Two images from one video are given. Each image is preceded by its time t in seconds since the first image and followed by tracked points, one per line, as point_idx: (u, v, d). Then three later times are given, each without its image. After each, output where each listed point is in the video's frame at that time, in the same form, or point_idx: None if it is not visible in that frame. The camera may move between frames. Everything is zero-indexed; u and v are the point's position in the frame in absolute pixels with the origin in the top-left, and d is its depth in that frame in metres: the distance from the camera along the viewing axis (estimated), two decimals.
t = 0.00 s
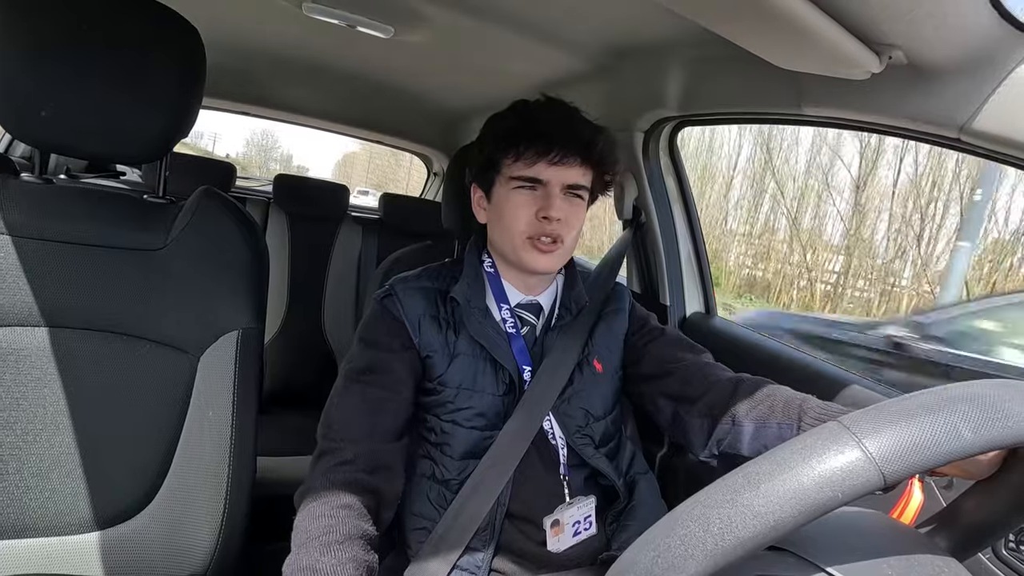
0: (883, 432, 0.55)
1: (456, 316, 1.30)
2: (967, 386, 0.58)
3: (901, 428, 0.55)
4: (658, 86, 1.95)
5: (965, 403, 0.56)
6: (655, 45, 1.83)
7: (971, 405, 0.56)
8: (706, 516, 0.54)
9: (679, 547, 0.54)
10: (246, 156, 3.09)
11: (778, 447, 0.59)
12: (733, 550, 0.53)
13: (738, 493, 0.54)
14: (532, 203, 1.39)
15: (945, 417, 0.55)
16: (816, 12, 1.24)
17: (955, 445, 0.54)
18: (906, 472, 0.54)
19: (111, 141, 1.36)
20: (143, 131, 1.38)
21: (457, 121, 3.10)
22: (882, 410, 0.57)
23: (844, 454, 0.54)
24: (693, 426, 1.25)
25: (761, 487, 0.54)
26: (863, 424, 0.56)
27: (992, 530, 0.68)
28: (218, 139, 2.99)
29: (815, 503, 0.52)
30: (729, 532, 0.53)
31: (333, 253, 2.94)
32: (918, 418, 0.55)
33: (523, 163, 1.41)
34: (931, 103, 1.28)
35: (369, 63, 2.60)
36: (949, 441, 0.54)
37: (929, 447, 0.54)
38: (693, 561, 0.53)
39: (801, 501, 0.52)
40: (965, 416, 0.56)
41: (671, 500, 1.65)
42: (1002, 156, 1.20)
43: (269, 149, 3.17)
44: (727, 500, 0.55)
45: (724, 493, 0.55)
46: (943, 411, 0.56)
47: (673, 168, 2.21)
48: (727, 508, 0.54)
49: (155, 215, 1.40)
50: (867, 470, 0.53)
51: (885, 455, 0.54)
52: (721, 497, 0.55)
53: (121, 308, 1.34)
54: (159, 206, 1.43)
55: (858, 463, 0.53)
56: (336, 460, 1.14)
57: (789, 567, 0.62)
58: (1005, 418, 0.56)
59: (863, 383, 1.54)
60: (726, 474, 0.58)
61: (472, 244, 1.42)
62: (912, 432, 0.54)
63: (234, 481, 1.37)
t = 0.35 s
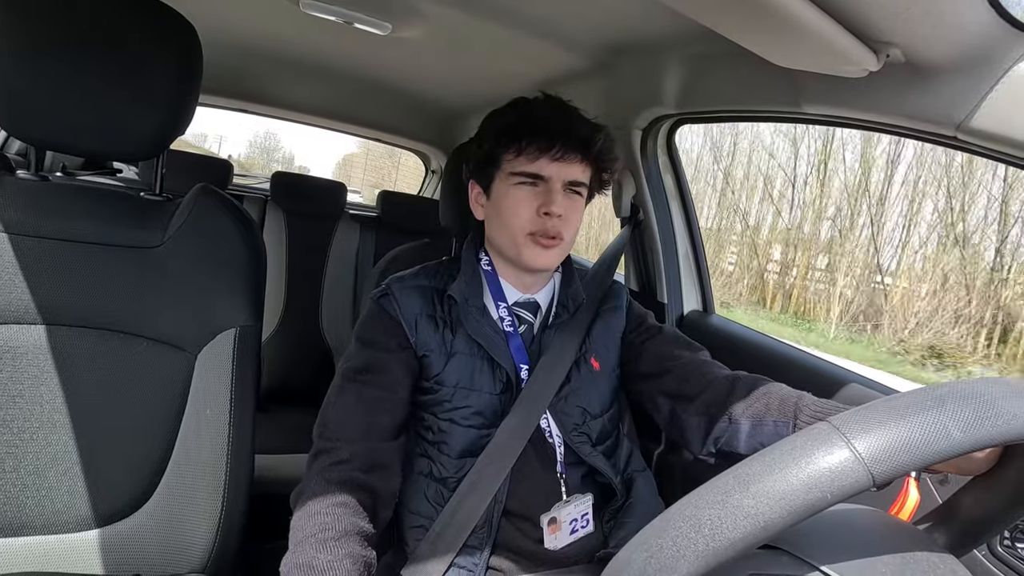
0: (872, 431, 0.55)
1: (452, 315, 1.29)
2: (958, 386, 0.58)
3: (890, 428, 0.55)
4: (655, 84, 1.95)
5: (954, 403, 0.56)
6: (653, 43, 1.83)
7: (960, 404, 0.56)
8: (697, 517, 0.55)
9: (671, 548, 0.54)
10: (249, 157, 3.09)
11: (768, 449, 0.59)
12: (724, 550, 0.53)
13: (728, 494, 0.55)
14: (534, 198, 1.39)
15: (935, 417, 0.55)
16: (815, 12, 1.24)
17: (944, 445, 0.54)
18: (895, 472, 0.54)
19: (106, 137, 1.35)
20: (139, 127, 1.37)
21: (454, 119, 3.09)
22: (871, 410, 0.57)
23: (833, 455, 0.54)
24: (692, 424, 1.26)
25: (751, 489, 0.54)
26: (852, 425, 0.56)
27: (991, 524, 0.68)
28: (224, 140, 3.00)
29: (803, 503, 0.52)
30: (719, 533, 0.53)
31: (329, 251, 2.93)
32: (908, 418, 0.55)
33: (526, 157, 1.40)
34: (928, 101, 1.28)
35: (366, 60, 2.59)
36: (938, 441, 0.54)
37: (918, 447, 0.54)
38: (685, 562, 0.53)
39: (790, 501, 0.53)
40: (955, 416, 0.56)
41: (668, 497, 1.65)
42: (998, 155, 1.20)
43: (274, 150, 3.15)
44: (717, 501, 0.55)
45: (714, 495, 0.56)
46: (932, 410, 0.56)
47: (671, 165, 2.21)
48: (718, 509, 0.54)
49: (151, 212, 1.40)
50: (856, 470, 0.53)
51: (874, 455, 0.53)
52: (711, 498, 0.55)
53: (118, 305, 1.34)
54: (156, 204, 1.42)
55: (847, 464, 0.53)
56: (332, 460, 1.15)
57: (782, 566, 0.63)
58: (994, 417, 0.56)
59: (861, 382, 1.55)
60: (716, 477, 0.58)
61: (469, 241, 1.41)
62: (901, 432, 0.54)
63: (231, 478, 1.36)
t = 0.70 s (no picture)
0: (859, 434, 0.54)
1: (453, 317, 1.29)
2: (948, 386, 0.58)
3: (877, 429, 0.54)
4: (654, 83, 1.95)
5: (944, 402, 0.56)
6: (651, 42, 1.83)
7: (949, 405, 0.56)
8: (687, 521, 0.56)
9: (661, 553, 0.56)
10: (252, 158, 3.10)
11: (758, 453, 0.59)
12: (713, 554, 0.54)
13: (717, 499, 0.56)
14: (526, 200, 1.39)
15: (923, 418, 0.55)
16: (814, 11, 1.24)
17: (932, 446, 0.54)
18: (883, 474, 0.53)
19: (104, 137, 1.35)
20: (136, 126, 1.37)
21: (452, 118, 3.09)
22: (859, 412, 0.57)
23: (819, 458, 0.54)
24: (671, 450, 1.28)
25: (740, 494, 0.55)
26: (840, 427, 0.55)
27: (992, 520, 0.69)
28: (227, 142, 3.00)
29: (789, 507, 0.53)
30: (708, 538, 0.54)
31: (328, 250, 2.93)
32: (895, 419, 0.55)
33: (517, 158, 1.41)
34: (927, 100, 1.29)
35: (364, 59, 2.59)
36: (928, 441, 0.54)
37: (906, 448, 0.54)
38: (675, 565, 0.55)
39: (776, 506, 0.53)
40: (943, 416, 0.55)
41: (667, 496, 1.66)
42: (996, 154, 1.21)
43: (274, 151, 3.14)
44: (707, 506, 0.56)
45: (704, 500, 0.56)
46: (920, 411, 0.56)
47: (670, 164, 2.21)
48: (708, 514, 0.55)
49: (150, 212, 1.40)
50: (842, 473, 0.53)
51: (861, 457, 0.53)
52: (700, 503, 0.56)
53: (117, 305, 1.33)
54: (154, 203, 1.42)
55: (833, 467, 0.53)
56: (343, 465, 1.14)
57: (778, 567, 0.63)
58: (984, 418, 0.55)
59: (861, 382, 1.58)
60: (707, 481, 0.59)
61: (466, 242, 1.41)
62: (889, 433, 0.54)
63: (231, 478, 1.36)
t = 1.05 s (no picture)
0: (836, 447, 0.54)
1: (453, 320, 1.30)
2: (930, 394, 0.58)
3: (855, 442, 0.54)
4: (654, 86, 1.95)
5: (924, 412, 0.56)
6: (650, 45, 1.84)
7: (929, 415, 0.56)
8: (670, 538, 0.56)
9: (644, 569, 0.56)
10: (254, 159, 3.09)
11: (741, 465, 0.60)
12: (694, 570, 0.54)
13: (699, 514, 0.56)
14: (535, 204, 1.38)
15: (901, 429, 0.55)
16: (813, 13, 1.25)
17: (911, 458, 0.54)
18: (862, 487, 0.53)
19: (107, 140, 1.35)
20: (139, 129, 1.37)
21: (453, 122, 3.09)
22: (838, 424, 0.57)
23: (796, 474, 0.54)
24: (674, 448, 1.26)
25: (720, 509, 0.55)
26: (817, 440, 0.56)
27: (995, 520, 0.70)
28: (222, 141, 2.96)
29: (768, 524, 0.53)
30: (689, 553, 0.55)
31: (328, 254, 2.93)
32: (873, 431, 0.55)
33: (527, 163, 1.41)
34: (927, 103, 1.29)
35: (365, 62, 2.60)
36: (907, 453, 0.54)
37: (884, 461, 0.54)
38: None
39: (755, 522, 0.54)
40: (923, 426, 0.55)
41: (667, 500, 1.65)
42: (996, 157, 1.21)
43: (276, 153, 3.13)
44: (689, 522, 0.56)
45: (686, 515, 0.57)
46: (899, 422, 0.55)
47: (670, 167, 2.21)
48: (689, 531, 0.55)
49: (150, 215, 1.40)
50: (820, 488, 0.53)
51: (839, 471, 0.53)
52: (683, 518, 0.57)
53: (117, 308, 1.33)
54: (155, 206, 1.42)
55: (810, 482, 0.53)
56: (343, 470, 1.13)
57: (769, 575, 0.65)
58: (963, 427, 0.55)
59: (861, 384, 1.60)
60: (690, 494, 0.59)
61: (466, 246, 1.41)
62: (867, 445, 0.54)
63: (230, 481, 1.36)
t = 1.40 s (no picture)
0: (845, 447, 0.54)
1: (459, 319, 1.30)
2: (937, 394, 0.58)
3: (864, 442, 0.54)
4: (658, 86, 1.95)
5: (932, 413, 0.56)
6: (655, 46, 1.84)
7: (937, 415, 0.55)
8: (676, 537, 0.56)
9: (650, 568, 0.56)
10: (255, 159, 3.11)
11: (748, 466, 0.59)
12: (701, 569, 0.54)
13: (705, 514, 0.56)
14: (547, 205, 1.38)
15: (909, 429, 0.55)
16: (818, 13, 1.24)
17: (919, 458, 0.54)
18: (871, 488, 0.53)
19: (112, 140, 1.36)
20: (144, 129, 1.38)
21: (457, 122, 3.10)
22: (845, 424, 0.57)
23: (805, 473, 0.54)
24: (675, 452, 1.26)
25: (727, 508, 0.55)
26: (825, 440, 0.55)
27: (998, 522, 0.69)
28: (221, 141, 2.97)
29: (775, 523, 0.53)
30: (696, 552, 0.54)
31: (332, 254, 2.94)
32: (881, 430, 0.55)
33: (541, 164, 1.41)
34: (933, 104, 1.28)
35: (370, 62, 2.60)
36: (915, 453, 0.54)
37: (892, 461, 0.53)
38: None
39: (762, 521, 0.53)
40: (931, 427, 0.55)
41: (670, 500, 1.65)
42: (1002, 157, 1.21)
43: (277, 154, 3.15)
44: (695, 520, 0.56)
45: (692, 514, 0.56)
46: (907, 422, 0.55)
47: (674, 167, 2.20)
48: (696, 529, 0.55)
49: (155, 214, 1.40)
50: (829, 488, 0.53)
51: (848, 472, 0.53)
52: (689, 517, 0.56)
53: (122, 307, 1.34)
54: (160, 205, 1.42)
55: (819, 481, 0.53)
56: (349, 467, 1.14)
57: None
58: (972, 427, 0.55)
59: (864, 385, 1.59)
60: (696, 495, 0.59)
61: (473, 245, 1.41)
62: (876, 445, 0.54)
63: (235, 479, 1.37)
